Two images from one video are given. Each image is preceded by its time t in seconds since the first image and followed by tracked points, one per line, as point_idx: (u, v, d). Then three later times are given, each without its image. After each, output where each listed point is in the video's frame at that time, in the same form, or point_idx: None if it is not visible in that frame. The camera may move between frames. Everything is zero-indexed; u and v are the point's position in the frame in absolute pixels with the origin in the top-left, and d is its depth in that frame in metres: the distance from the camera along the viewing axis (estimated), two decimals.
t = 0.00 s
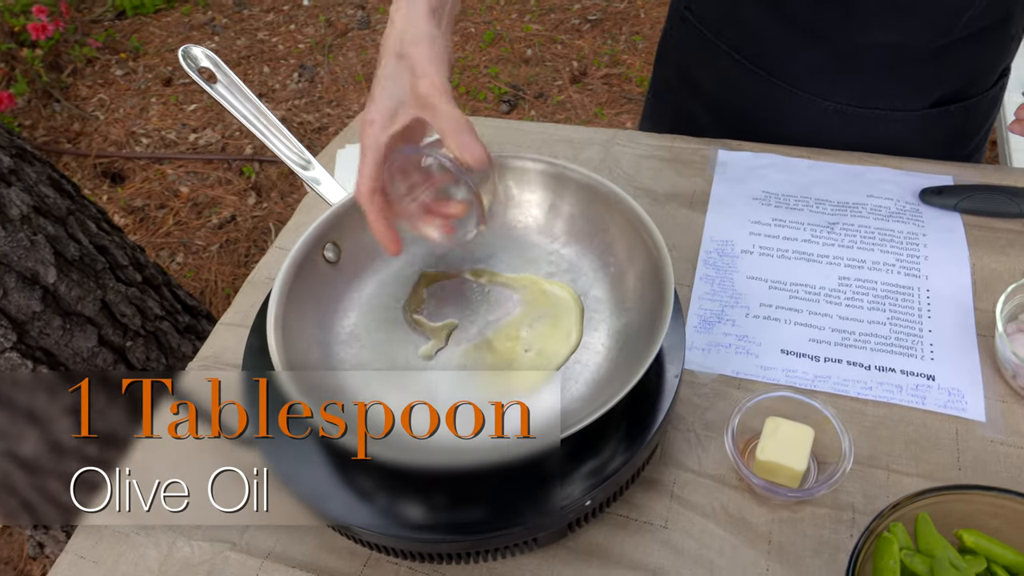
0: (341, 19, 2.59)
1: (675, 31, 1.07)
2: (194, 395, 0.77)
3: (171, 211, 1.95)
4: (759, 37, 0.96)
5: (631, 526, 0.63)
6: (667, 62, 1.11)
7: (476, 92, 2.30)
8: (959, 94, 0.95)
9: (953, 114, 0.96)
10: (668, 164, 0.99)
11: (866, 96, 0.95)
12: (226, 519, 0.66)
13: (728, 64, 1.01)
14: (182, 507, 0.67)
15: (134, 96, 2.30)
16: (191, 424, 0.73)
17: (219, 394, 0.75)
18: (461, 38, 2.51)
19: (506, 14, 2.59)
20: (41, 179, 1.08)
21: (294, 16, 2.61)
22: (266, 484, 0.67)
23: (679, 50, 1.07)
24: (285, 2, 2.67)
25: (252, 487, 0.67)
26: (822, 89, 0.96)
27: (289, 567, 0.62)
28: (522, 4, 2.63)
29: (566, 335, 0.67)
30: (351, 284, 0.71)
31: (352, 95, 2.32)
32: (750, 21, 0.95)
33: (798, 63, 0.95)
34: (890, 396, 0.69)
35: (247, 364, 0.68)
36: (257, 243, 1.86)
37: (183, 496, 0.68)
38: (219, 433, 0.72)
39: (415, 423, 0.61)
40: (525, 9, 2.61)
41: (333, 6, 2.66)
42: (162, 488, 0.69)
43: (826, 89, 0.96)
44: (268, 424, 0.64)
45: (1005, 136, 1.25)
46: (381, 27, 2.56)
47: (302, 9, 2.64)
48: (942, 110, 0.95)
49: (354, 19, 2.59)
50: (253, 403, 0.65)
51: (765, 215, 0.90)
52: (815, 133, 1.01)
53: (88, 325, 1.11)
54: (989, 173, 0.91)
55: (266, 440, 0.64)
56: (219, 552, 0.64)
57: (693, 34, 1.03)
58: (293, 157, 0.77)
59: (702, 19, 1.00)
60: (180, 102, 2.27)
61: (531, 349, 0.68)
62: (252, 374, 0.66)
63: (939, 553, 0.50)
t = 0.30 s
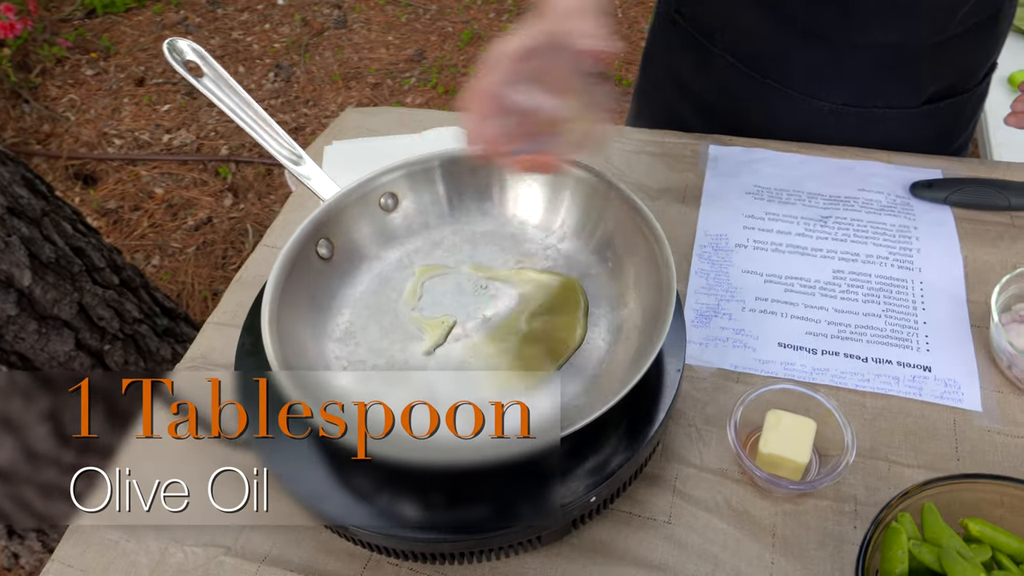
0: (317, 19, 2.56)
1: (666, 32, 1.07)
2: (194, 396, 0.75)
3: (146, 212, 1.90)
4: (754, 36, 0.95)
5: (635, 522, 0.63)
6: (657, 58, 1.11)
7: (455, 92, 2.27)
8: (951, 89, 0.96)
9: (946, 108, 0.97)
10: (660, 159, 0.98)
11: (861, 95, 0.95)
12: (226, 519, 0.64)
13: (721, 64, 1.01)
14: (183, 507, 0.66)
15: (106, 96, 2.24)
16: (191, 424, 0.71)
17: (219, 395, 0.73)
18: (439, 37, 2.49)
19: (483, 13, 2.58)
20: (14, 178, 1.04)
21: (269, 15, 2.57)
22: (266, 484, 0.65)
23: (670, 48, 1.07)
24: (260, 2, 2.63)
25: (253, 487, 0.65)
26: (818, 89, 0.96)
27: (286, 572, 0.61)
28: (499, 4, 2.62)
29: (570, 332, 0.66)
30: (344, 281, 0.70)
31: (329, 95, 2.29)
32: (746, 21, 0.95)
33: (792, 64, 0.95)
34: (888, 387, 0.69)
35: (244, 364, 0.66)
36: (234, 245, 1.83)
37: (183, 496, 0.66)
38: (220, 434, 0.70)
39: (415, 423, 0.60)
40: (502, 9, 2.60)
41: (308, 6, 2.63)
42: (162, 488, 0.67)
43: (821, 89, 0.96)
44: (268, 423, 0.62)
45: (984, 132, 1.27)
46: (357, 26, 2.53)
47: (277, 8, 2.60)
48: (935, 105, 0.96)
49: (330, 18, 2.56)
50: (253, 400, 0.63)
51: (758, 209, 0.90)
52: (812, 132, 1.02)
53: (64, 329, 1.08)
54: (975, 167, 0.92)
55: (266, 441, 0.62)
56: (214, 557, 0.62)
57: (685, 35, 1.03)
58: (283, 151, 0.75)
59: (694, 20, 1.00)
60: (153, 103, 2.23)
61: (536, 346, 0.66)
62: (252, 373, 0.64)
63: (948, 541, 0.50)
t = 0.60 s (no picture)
0: (284, 23, 2.52)
1: (650, 39, 1.08)
2: (194, 395, 0.76)
3: (116, 223, 1.86)
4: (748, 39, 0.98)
5: (643, 525, 0.62)
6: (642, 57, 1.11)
7: (427, 94, 2.25)
8: (937, 74, 1.00)
9: (933, 93, 1.01)
10: (647, 158, 0.98)
11: (853, 87, 0.98)
12: (226, 519, 0.65)
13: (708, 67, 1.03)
14: (183, 507, 0.66)
15: (71, 106, 2.19)
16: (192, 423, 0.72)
17: (218, 395, 0.73)
18: (409, 39, 2.47)
19: (453, 14, 2.56)
20: None
21: (235, 21, 2.52)
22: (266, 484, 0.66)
23: (656, 50, 1.08)
24: (225, 6, 2.59)
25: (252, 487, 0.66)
26: (812, 84, 0.99)
27: None
28: (468, 4, 2.60)
29: (573, 335, 0.65)
30: (338, 290, 0.68)
31: (300, 100, 2.26)
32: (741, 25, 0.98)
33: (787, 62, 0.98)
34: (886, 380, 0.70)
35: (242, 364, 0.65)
36: (207, 255, 1.79)
37: (183, 496, 0.67)
38: (220, 433, 0.72)
39: (416, 423, 0.60)
40: (471, 9, 2.59)
41: (275, 9, 2.59)
42: (162, 488, 0.68)
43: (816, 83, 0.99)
44: (268, 424, 0.62)
45: (957, 123, 1.29)
46: (326, 30, 2.50)
47: (243, 12, 2.56)
48: (924, 91, 0.99)
49: (298, 22, 2.53)
50: (252, 395, 0.62)
51: (748, 206, 0.90)
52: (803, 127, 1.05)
53: (40, 346, 1.03)
54: (959, 158, 0.93)
55: (266, 441, 0.62)
56: None
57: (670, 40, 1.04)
58: (272, 160, 0.73)
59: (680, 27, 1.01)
60: (119, 111, 2.18)
61: (541, 349, 0.65)
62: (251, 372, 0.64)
63: (959, 533, 0.51)
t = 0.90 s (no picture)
0: (256, 29, 2.49)
1: (640, 48, 1.08)
2: (194, 395, 0.77)
3: (91, 236, 1.82)
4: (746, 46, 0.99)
5: (657, 529, 0.62)
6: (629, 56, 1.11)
7: (403, 97, 2.24)
8: (931, 60, 1.03)
9: (927, 78, 1.04)
10: (639, 158, 0.98)
11: (856, 82, 1.01)
12: (227, 519, 0.65)
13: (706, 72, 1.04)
14: (183, 507, 0.67)
15: (39, 118, 2.14)
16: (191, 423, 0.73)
17: (218, 396, 0.75)
18: (383, 42, 2.45)
19: (426, 16, 2.55)
20: None
21: (206, 28, 2.49)
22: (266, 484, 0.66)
23: (645, 55, 1.08)
24: (195, 13, 2.55)
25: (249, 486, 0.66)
26: (819, 84, 1.01)
27: None
28: (441, 6, 2.59)
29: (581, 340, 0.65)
30: (339, 302, 0.67)
31: (274, 106, 2.23)
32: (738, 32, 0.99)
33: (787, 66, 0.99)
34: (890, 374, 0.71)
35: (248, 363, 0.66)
36: (186, 266, 1.75)
37: (183, 496, 0.68)
38: (219, 433, 0.73)
39: (415, 422, 0.60)
40: (444, 11, 2.58)
41: (246, 15, 2.56)
42: (162, 488, 0.69)
43: (821, 83, 1.02)
44: (268, 424, 0.62)
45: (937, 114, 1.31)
46: (298, 35, 2.47)
47: (213, 19, 2.53)
48: (921, 77, 1.03)
49: (269, 27, 2.50)
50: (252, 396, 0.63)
51: (743, 204, 0.90)
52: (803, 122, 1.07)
53: (19, 367, 0.95)
54: (947, 150, 0.95)
55: (266, 441, 0.62)
56: None
57: (664, 48, 1.05)
58: (266, 172, 0.72)
59: (672, 34, 1.02)
60: (90, 122, 2.13)
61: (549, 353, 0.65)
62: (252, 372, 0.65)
63: (973, 526, 0.51)
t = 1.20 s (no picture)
0: (230, 36, 2.46)
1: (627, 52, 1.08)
2: (194, 396, 0.77)
3: (68, 250, 1.78)
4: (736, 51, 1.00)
5: (665, 534, 0.61)
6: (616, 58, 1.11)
7: (382, 102, 2.23)
8: (915, 65, 1.04)
9: (913, 83, 1.06)
10: (630, 161, 0.98)
11: (844, 89, 1.02)
12: (227, 518, 0.66)
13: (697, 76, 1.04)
14: (183, 507, 0.67)
15: (11, 131, 2.09)
16: (192, 424, 0.73)
17: (219, 395, 0.76)
18: (360, 47, 2.44)
19: (402, 20, 2.54)
20: None
21: (179, 36, 2.46)
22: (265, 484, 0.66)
23: (632, 57, 1.08)
24: (168, 22, 2.52)
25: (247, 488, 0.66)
26: (806, 91, 1.02)
27: None
28: (417, 9, 2.58)
29: (583, 344, 0.66)
30: (337, 313, 0.67)
31: (251, 114, 2.20)
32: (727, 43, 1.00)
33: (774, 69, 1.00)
34: (887, 371, 0.71)
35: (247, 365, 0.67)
36: (167, 277, 1.72)
37: (183, 496, 0.68)
38: (220, 433, 0.73)
39: (415, 422, 0.61)
40: (420, 14, 2.57)
41: (220, 22, 2.53)
42: (162, 488, 0.68)
43: (809, 90, 1.03)
44: (268, 424, 0.62)
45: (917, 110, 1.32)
46: (273, 41, 2.45)
47: (187, 27, 2.49)
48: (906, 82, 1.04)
49: (244, 34, 2.47)
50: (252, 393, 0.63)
51: (736, 204, 0.90)
52: (794, 128, 1.08)
53: None
54: (935, 147, 0.96)
55: (266, 441, 0.62)
56: None
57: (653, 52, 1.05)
58: (261, 186, 0.71)
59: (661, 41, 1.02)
60: (64, 134, 2.10)
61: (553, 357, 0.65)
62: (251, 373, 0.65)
63: (980, 521, 0.51)
